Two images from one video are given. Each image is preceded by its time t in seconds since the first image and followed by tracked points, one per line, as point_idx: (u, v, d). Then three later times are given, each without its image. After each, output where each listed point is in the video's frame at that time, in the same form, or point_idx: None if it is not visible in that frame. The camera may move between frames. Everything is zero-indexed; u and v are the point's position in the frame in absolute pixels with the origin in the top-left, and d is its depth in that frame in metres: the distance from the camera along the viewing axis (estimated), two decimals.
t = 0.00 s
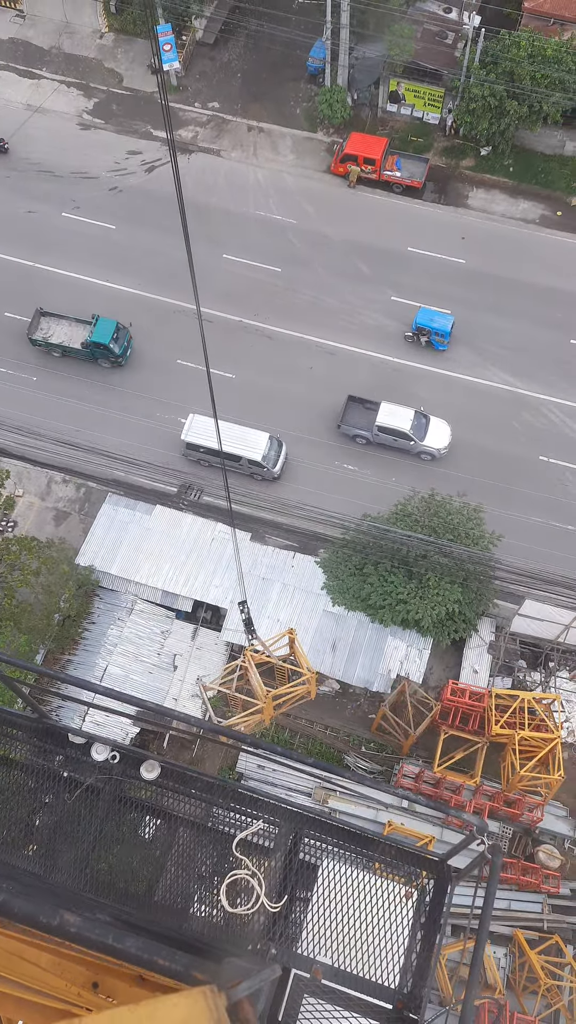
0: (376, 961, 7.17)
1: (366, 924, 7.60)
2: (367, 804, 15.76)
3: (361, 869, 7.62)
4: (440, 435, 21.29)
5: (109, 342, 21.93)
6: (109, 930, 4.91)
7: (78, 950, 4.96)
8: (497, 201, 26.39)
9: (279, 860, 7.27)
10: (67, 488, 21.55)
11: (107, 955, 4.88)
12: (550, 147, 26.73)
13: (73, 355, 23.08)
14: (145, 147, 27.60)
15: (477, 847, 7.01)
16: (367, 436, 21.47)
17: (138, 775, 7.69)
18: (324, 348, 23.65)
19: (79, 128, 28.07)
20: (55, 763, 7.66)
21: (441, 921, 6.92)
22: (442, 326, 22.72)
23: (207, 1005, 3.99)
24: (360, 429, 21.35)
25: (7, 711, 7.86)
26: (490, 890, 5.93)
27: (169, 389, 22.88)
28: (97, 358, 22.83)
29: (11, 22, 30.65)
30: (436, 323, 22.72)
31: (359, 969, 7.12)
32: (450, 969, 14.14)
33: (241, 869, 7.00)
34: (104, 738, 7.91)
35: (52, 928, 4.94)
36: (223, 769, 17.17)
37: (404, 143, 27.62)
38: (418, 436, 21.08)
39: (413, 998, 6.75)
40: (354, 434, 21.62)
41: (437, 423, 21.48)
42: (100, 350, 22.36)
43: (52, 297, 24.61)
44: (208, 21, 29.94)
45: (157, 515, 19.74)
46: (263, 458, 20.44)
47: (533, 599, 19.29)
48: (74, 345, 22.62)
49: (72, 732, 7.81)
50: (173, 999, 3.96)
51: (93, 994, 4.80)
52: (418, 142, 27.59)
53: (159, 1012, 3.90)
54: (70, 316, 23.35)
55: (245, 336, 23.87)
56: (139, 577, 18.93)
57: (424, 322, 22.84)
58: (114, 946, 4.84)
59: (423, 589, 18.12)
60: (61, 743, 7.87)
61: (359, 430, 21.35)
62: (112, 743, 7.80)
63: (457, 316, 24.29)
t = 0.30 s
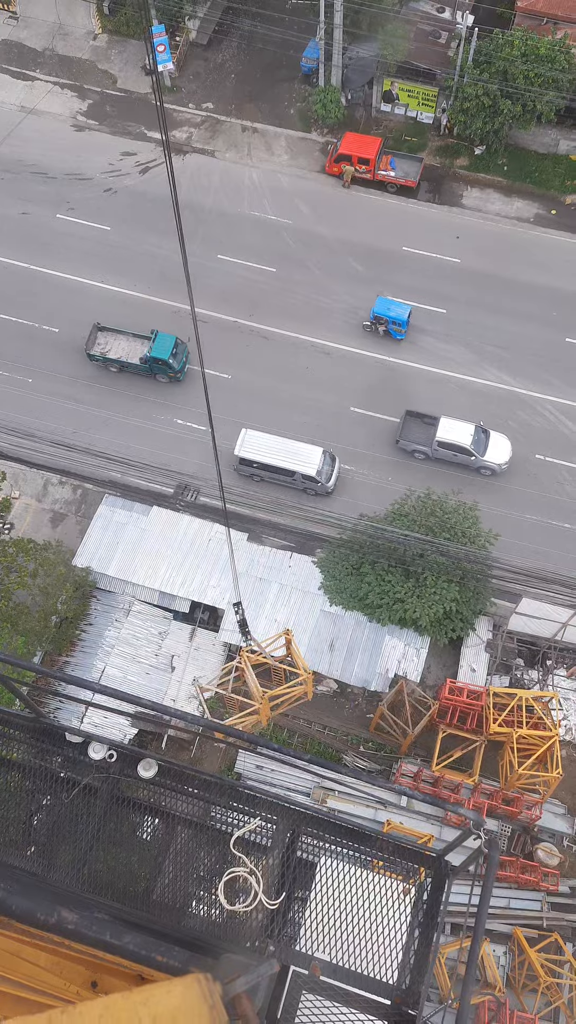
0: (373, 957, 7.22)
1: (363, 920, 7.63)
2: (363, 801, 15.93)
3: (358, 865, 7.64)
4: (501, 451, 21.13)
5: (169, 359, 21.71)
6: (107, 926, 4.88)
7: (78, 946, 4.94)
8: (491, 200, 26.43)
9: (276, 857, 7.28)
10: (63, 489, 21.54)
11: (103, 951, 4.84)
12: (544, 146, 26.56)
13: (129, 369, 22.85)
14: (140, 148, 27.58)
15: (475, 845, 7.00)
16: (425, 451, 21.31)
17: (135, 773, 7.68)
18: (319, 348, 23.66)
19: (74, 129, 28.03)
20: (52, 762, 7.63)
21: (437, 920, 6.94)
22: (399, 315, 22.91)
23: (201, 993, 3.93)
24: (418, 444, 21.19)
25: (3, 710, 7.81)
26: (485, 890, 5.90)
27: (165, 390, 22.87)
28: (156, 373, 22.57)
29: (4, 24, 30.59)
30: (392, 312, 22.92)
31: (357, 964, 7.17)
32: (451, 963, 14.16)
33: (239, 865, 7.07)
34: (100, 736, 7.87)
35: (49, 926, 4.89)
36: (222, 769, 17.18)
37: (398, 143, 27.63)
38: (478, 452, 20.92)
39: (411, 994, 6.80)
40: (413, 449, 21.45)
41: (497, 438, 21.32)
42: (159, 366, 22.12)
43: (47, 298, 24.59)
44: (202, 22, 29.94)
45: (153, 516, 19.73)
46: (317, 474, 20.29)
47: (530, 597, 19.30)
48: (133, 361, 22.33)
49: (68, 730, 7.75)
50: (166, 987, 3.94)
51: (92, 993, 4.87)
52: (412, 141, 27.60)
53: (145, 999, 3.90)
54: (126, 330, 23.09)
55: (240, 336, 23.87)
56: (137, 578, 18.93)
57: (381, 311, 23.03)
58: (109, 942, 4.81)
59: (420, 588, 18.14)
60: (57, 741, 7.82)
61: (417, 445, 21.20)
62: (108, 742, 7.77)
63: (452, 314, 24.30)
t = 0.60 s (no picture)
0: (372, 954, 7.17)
1: (361, 918, 7.60)
2: (361, 791, 16.07)
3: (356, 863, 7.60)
4: (566, 466, 20.88)
5: (229, 374, 21.50)
6: (105, 923, 4.95)
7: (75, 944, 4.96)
8: (486, 199, 26.48)
9: (274, 854, 7.23)
10: (59, 491, 21.51)
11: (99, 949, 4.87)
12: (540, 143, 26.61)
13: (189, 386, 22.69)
14: (134, 149, 27.57)
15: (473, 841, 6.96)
16: (488, 466, 21.15)
17: (132, 772, 7.72)
18: (315, 348, 23.67)
19: (68, 131, 28.00)
20: (49, 763, 7.69)
21: (435, 918, 6.88)
22: (356, 305, 23.10)
23: (195, 980, 3.55)
24: (480, 460, 21.06)
25: (3, 711, 7.85)
26: (482, 886, 5.82)
27: (161, 391, 22.85)
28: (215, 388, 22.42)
29: None
30: (350, 303, 23.13)
31: (356, 961, 7.11)
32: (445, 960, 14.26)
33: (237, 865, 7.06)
34: (97, 737, 7.92)
35: (46, 924, 5.02)
36: (221, 768, 17.22)
37: (392, 143, 27.63)
38: (542, 467, 20.73)
39: (409, 989, 6.73)
40: (474, 465, 21.30)
41: (562, 453, 21.05)
42: (219, 381, 21.92)
43: (42, 300, 24.56)
44: (195, 22, 29.92)
45: (150, 517, 19.75)
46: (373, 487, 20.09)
47: (528, 595, 19.33)
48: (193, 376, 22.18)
49: (66, 730, 7.81)
50: (161, 972, 3.58)
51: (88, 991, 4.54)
52: (406, 141, 27.62)
53: (137, 986, 3.51)
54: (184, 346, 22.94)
55: (236, 336, 23.88)
56: (134, 580, 18.93)
57: (339, 302, 23.20)
58: (109, 940, 4.81)
59: (418, 587, 18.11)
60: (54, 742, 7.88)
61: (479, 461, 21.07)
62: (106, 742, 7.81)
63: (447, 314, 24.33)
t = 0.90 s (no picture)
0: (370, 950, 7.16)
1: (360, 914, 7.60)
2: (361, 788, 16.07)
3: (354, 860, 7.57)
4: None
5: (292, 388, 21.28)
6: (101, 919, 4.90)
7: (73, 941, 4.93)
8: (481, 198, 26.51)
9: (272, 852, 7.22)
10: (56, 494, 21.52)
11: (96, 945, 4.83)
12: (534, 143, 27.03)
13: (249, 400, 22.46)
14: (129, 150, 27.56)
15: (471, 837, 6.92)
16: (553, 482, 20.94)
17: (130, 771, 7.67)
18: (311, 348, 23.67)
19: (62, 133, 27.97)
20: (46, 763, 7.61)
21: (432, 916, 6.84)
22: (312, 295, 23.18)
23: (191, 968, 3.43)
24: (546, 476, 20.86)
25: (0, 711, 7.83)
26: (478, 885, 5.78)
27: (157, 391, 22.85)
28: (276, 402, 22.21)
29: None
30: (306, 292, 23.20)
31: (355, 959, 7.09)
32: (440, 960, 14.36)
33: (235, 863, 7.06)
34: (95, 736, 7.84)
35: (44, 921, 4.96)
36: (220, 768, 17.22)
37: (387, 142, 27.64)
38: None
39: (408, 986, 6.74)
40: (539, 481, 21.08)
41: None
42: (281, 395, 21.70)
43: (37, 302, 24.56)
44: (189, 23, 29.91)
45: (147, 517, 19.75)
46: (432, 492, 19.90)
47: (525, 593, 19.35)
48: (254, 390, 21.95)
49: (62, 730, 7.71)
50: (153, 959, 3.47)
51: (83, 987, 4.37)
52: (400, 140, 27.63)
53: (130, 974, 3.45)
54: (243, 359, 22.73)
55: (231, 337, 23.88)
56: (132, 581, 18.91)
57: (295, 291, 23.26)
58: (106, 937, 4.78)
59: (414, 586, 18.14)
60: (52, 740, 7.79)
61: (545, 477, 20.86)
62: (103, 741, 7.73)
63: (442, 313, 24.35)
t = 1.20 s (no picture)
0: (369, 945, 7.18)
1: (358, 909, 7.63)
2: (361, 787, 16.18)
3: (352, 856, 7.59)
4: None
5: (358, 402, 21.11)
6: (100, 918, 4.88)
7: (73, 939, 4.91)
8: (475, 197, 26.54)
9: (269, 849, 7.21)
10: (53, 495, 21.50)
11: (95, 942, 4.84)
12: (527, 141, 26.89)
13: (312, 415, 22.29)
14: (123, 151, 27.55)
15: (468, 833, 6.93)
16: None
17: (127, 770, 7.64)
18: (306, 348, 23.67)
19: (56, 134, 27.94)
20: (43, 763, 7.59)
21: (430, 916, 6.90)
22: (270, 284, 23.33)
23: (184, 957, 3.48)
24: None
25: None
26: (475, 880, 5.78)
27: (153, 392, 22.82)
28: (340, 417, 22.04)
29: None
30: (264, 282, 23.34)
31: (353, 954, 7.12)
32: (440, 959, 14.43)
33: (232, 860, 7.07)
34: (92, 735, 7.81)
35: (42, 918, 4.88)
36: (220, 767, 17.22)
37: (381, 142, 27.65)
38: None
39: (406, 981, 6.77)
40: None
41: None
42: (346, 409, 21.54)
43: (32, 303, 24.54)
44: (182, 24, 29.90)
45: (144, 517, 19.76)
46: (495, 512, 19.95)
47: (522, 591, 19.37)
48: (318, 404, 21.78)
49: (59, 730, 7.66)
50: (148, 946, 3.52)
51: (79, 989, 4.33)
52: (394, 140, 27.64)
53: (124, 960, 3.50)
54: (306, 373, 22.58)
55: (227, 337, 23.88)
56: (129, 583, 18.90)
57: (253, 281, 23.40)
58: (105, 934, 4.76)
59: (412, 585, 18.20)
60: (49, 739, 7.76)
61: None
62: (100, 740, 7.70)
63: (438, 312, 24.36)
